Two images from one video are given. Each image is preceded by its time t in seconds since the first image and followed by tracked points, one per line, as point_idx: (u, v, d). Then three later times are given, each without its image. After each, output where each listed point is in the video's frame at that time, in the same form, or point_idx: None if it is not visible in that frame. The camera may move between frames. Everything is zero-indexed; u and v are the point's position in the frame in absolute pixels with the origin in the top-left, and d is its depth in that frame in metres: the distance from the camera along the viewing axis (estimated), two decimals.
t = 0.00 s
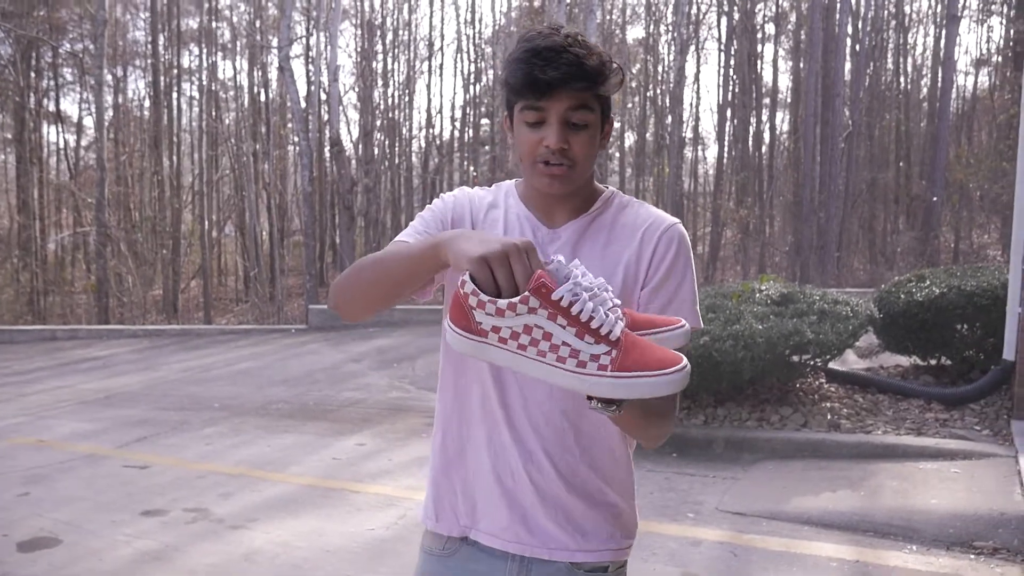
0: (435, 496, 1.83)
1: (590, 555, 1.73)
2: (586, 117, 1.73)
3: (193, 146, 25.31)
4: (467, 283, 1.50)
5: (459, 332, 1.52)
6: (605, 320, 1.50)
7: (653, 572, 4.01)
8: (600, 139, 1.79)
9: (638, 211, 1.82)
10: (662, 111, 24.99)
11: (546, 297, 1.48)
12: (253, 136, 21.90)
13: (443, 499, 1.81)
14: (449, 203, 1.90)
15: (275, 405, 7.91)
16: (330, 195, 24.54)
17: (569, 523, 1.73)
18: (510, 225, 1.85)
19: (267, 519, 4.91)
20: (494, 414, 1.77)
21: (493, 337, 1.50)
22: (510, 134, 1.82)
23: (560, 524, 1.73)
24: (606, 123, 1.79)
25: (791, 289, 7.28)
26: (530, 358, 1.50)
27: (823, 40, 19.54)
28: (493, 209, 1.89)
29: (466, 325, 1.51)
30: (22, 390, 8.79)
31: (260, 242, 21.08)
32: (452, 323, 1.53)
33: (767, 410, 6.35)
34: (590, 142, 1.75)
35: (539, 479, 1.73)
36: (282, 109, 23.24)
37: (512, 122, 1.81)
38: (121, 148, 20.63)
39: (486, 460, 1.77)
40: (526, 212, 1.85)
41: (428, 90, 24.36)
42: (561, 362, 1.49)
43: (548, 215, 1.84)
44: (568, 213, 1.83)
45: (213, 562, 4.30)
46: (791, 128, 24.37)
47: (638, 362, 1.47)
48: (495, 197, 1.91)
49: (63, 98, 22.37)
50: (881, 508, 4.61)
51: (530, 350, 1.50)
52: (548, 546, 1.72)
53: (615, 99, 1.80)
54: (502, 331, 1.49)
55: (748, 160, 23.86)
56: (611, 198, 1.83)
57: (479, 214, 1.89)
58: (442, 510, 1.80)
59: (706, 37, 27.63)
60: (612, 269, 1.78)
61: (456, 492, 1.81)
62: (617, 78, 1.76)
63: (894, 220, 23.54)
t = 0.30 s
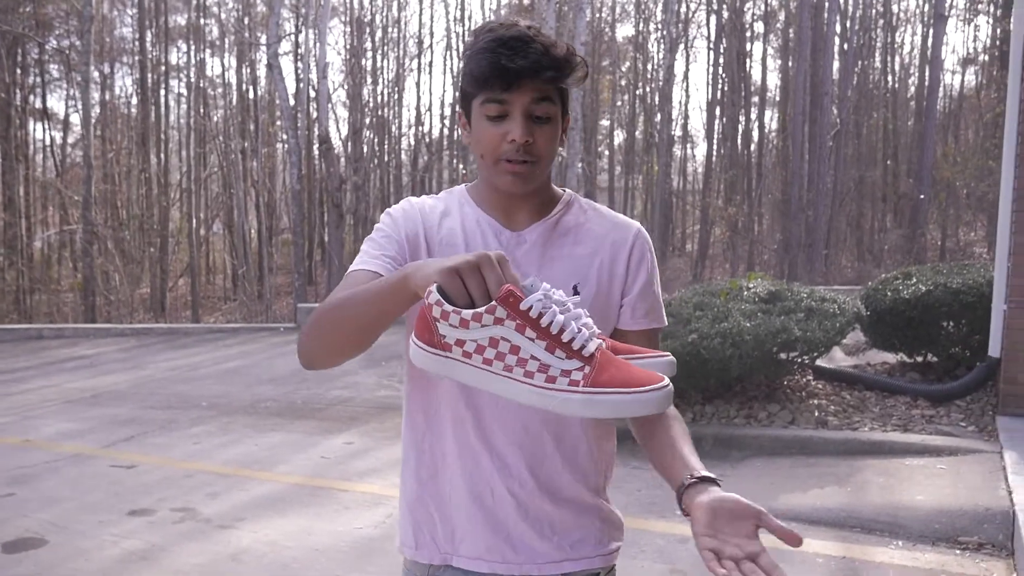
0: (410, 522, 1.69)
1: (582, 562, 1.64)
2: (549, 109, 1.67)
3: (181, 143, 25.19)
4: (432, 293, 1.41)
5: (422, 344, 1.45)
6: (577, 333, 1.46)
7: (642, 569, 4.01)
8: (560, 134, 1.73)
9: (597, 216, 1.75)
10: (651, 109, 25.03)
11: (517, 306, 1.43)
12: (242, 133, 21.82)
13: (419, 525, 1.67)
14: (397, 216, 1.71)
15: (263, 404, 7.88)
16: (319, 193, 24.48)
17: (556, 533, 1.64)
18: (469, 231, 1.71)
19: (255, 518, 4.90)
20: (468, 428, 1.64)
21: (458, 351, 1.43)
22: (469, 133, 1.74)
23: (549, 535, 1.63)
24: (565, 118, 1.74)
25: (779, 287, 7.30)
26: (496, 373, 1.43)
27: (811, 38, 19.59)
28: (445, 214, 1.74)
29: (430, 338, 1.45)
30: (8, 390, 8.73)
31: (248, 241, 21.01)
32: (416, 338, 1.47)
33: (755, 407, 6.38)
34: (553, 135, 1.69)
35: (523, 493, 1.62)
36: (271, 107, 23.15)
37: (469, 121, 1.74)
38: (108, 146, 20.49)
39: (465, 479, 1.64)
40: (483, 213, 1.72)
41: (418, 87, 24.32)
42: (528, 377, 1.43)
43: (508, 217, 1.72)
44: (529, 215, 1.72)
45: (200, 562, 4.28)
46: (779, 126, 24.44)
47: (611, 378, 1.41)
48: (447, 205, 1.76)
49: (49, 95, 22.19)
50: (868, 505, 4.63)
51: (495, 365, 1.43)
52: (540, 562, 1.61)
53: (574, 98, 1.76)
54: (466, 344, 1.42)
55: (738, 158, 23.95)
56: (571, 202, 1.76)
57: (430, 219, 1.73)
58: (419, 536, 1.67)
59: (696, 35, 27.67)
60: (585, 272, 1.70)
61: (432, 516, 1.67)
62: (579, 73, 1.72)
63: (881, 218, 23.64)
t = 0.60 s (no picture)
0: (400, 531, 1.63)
1: (572, 563, 1.64)
2: (529, 106, 1.61)
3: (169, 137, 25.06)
4: (411, 293, 1.38)
5: (400, 344, 1.42)
6: (560, 331, 1.44)
7: (630, 567, 4.01)
8: (543, 129, 1.67)
9: (587, 208, 1.71)
10: (642, 107, 25.05)
11: (498, 302, 1.41)
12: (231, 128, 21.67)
13: (409, 533, 1.62)
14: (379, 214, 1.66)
15: (252, 399, 7.85)
16: (309, 188, 24.36)
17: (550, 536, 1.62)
18: (456, 230, 1.65)
19: (242, 513, 4.87)
20: (460, 434, 1.59)
21: (439, 348, 1.40)
22: (449, 132, 1.68)
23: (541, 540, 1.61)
24: (547, 111, 1.68)
25: (768, 286, 7.32)
26: (477, 370, 1.40)
27: (802, 38, 19.63)
28: (428, 212, 1.68)
29: (408, 336, 1.41)
30: None
31: (237, 236, 20.94)
32: (396, 334, 1.43)
33: (743, 405, 6.39)
34: (535, 131, 1.62)
35: (518, 497, 1.59)
36: (261, 101, 23.05)
37: (448, 121, 1.67)
38: (97, 139, 20.37)
39: (458, 488, 1.59)
40: (468, 212, 1.67)
41: (409, 83, 24.26)
42: (511, 374, 1.40)
43: (495, 214, 1.67)
44: (515, 210, 1.68)
45: (187, 557, 4.26)
46: (770, 125, 24.48)
47: (595, 376, 1.38)
48: (430, 201, 1.69)
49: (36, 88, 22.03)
50: (855, 504, 4.64)
51: (476, 362, 1.41)
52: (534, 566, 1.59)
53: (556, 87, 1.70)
54: (446, 342, 1.39)
55: (728, 157, 23.97)
56: (558, 194, 1.70)
57: (413, 217, 1.67)
58: (411, 543, 1.62)
59: (687, 33, 27.70)
60: (575, 268, 1.65)
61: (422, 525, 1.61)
62: (557, 64, 1.66)
63: (870, 218, 23.75)
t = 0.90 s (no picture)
0: (409, 525, 1.70)
1: (573, 560, 1.68)
2: (556, 117, 1.68)
3: (165, 134, 25.02)
4: (413, 292, 1.46)
5: (406, 341, 1.49)
6: (553, 328, 1.47)
7: (622, 567, 4.02)
8: (571, 137, 1.75)
9: (616, 220, 1.81)
10: (639, 107, 25.05)
11: (491, 301, 1.46)
12: (228, 125, 21.61)
13: (418, 526, 1.69)
14: (413, 213, 1.77)
15: (247, 397, 7.85)
16: (305, 186, 24.34)
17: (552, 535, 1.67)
18: (484, 233, 1.75)
19: (236, 511, 4.87)
20: (468, 434, 1.65)
21: (438, 345, 1.46)
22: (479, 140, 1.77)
23: (543, 538, 1.66)
24: (576, 119, 1.75)
25: (763, 287, 7.33)
26: (473, 366, 1.46)
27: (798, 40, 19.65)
28: (460, 216, 1.78)
29: (413, 333, 1.48)
30: None
31: (233, 233, 20.90)
32: (401, 332, 1.50)
33: (737, 406, 6.41)
34: (563, 140, 1.71)
35: (521, 496, 1.65)
36: (257, 99, 23.01)
37: (479, 128, 1.76)
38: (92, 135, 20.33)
39: (464, 487, 1.65)
40: (498, 217, 1.77)
41: (405, 82, 24.22)
42: (504, 370, 1.45)
43: (525, 221, 1.77)
44: (544, 218, 1.77)
45: (181, 554, 4.26)
46: (766, 126, 24.50)
47: (583, 370, 1.42)
48: (461, 203, 1.80)
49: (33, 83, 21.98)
50: (848, 505, 4.66)
51: (473, 358, 1.46)
52: (535, 561, 1.65)
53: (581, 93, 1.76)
54: (445, 339, 1.46)
55: (725, 157, 24.01)
56: (588, 204, 1.80)
57: (446, 220, 1.77)
58: (418, 538, 1.69)
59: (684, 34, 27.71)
60: (599, 278, 1.76)
61: (430, 520, 1.68)
62: (580, 73, 1.72)
63: (866, 219, 23.77)
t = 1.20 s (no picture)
0: (417, 511, 1.72)
1: (576, 553, 1.72)
2: (578, 121, 1.72)
3: (164, 139, 25.07)
4: (448, 281, 1.50)
5: (440, 329, 1.54)
6: (578, 314, 1.55)
7: (623, 567, 4.03)
8: (589, 141, 1.78)
9: (623, 221, 1.83)
10: (637, 109, 25.07)
11: (522, 290, 1.52)
12: (227, 130, 21.64)
13: (426, 515, 1.71)
14: (430, 215, 1.79)
15: (248, 401, 7.86)
16: (305, 190, 24.38)
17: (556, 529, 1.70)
18: (498, 232, 1.78)
19: (237, 516, 4.88)
20: (482, 426, 1.67)
21: (473, 332, 1.52)
22: (500, 140, 1.80)
23: (545, 533, 1.70)
24: (594, 126, 1.78)
25: (762, 287, 7.35)
26: (505, 352, 1.53)
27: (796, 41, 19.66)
28: (474, 216, 1.81)
29: (447, 321, 1.53)
30: None
31: (232, 238, 20.92)
32: (435, 320, 1.55)
33: (737, 406, 6.42)
34: (582, 144, 1.74)
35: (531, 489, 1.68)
36: (256, 103, 23.04)
37: (501, 127, 1.79)
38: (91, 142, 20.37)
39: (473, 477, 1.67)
40: (512, 217, 1.79)
41: (404, 85, 24.23)
42: (534, 355, 1.52)
43: (536, 220, 1.80)
44: (557, 218, 1.79)
45: (182, 559, 4.26)
46: (765, 127, 24.52)
47: (610, 355, 1.51)
48: (477, 204, 1.82)
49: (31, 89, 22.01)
50: (848, 505, 4.66)
51: (505, 345, 1.53)
52: (540, 552, 1.69)
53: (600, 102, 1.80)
54: (478, 326, 1.52)
55: (723, 158, 24.07)
56: (598, 207, 1.82)
57: (461, 220, 1.80)
58: (424, 525, 1.70)
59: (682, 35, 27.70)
60: (606, 278, 1.79)
61: (439, 507, 1.70)
62: (604, 81, 1.76)
63: (864, 219, 23.78)
